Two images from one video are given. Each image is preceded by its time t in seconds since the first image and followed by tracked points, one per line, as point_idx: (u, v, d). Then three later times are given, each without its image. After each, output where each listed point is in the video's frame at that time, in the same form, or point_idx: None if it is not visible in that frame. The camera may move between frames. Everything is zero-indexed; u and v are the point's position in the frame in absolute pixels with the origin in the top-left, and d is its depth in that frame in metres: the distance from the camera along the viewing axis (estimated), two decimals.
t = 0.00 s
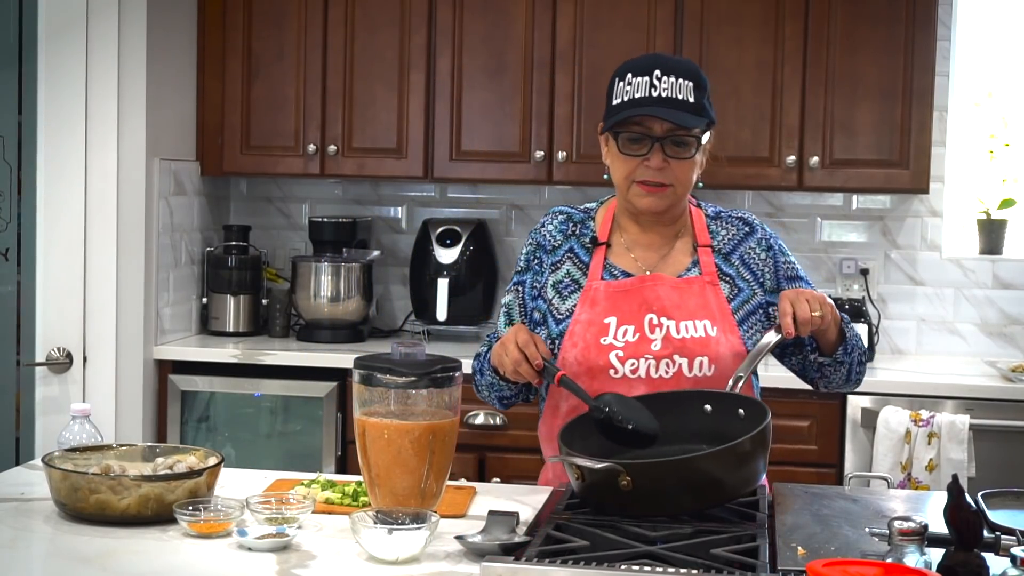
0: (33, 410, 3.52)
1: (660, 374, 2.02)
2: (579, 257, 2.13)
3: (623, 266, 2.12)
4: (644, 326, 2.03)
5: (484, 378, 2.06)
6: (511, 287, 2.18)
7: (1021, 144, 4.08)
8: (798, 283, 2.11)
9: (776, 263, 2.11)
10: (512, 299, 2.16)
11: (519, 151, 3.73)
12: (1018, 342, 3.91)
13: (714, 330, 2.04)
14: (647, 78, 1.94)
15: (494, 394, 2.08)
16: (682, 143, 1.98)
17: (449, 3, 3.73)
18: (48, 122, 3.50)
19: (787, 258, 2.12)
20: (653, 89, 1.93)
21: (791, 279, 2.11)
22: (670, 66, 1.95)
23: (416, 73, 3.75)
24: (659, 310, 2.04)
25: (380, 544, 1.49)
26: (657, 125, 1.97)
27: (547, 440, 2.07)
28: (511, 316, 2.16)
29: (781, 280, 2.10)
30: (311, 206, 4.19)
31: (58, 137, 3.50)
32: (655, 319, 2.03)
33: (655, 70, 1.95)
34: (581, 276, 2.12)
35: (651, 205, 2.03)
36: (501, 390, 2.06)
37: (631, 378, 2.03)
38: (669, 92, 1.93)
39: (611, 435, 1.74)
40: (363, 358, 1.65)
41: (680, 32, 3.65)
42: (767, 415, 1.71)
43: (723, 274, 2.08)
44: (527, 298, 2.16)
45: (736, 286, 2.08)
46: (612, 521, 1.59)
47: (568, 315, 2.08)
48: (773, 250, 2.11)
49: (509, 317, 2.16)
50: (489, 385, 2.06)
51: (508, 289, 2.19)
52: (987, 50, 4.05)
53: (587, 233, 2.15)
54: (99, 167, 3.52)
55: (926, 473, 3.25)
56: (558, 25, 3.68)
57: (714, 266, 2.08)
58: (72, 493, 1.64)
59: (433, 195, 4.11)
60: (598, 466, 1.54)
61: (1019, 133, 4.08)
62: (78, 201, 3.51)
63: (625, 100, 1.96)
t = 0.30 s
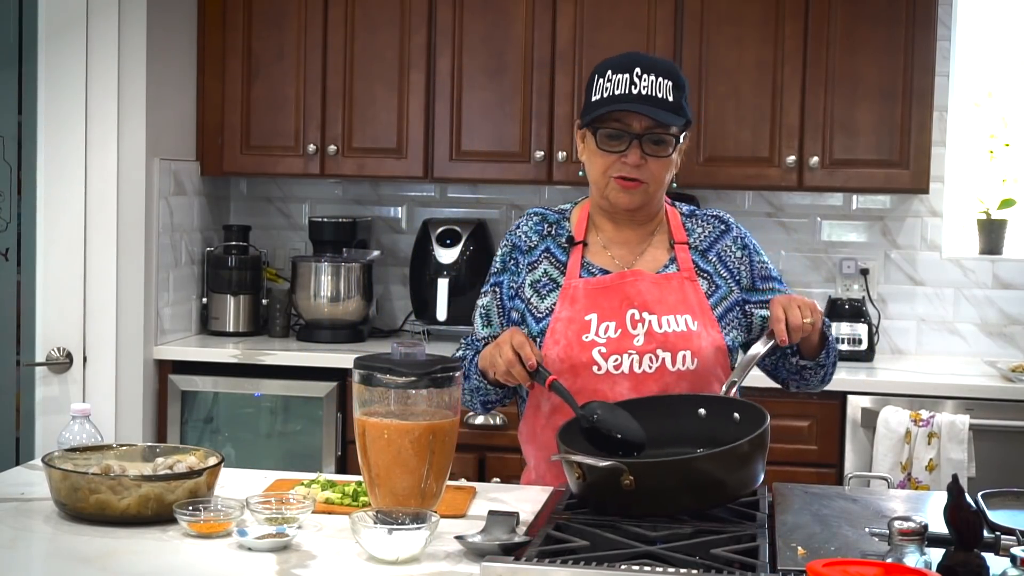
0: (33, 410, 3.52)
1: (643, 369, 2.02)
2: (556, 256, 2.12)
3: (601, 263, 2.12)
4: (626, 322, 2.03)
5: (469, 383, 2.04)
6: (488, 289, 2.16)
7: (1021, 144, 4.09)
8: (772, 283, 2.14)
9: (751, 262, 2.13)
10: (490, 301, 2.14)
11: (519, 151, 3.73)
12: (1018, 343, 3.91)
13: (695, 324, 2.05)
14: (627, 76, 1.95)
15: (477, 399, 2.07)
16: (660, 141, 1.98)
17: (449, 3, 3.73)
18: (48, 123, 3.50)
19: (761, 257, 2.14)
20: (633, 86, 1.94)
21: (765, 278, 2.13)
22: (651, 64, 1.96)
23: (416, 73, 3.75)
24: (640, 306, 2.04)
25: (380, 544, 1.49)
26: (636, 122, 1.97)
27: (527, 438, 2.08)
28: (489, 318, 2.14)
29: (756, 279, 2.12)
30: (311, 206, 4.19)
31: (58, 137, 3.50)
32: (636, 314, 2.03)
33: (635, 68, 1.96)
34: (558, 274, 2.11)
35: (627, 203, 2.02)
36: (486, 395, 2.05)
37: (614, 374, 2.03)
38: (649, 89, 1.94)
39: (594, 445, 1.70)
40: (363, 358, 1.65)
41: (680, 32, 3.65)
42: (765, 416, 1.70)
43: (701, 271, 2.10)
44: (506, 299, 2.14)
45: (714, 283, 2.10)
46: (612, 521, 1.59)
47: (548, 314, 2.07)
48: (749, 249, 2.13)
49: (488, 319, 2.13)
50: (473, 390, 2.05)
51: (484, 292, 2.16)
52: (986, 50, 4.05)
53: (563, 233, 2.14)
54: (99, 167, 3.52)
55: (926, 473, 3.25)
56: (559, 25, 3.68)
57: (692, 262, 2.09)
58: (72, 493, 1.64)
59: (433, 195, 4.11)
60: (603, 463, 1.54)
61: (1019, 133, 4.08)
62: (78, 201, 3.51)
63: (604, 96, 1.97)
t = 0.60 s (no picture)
0: (33, 410, 3.52)
1: (651, 373, 2.02)
2: (557, 255, 2.12)
3: (605, 265, 2.12)
4: (633, 326, 2.04)
5: (478, 373, 2.01)
6: (491, 280, 2.11)
7: (1021, 144, 4.08)
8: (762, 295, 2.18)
9: (748, 271, 2.16)
10: (494, 293, 2.10)
11: (519, 151, 3.73)
12: (1018, 343, 3.91)
13: (701, 328, 2.06)
14: (641, 77, 1.95)
15: (481, 392, 2.01)
16: (674, 144, 1.99)
17: (449, 3, 3.73)
18: (49, 123, 3.50)
19: (756, 268, 2.18)
20: (648, 88, 1.95)
21: (757, 289, 2.17)
22: (664, 66, 1.96)
23: (416, 73, 3.75)
24: (648, 310, 2.04)
25: (380, 544, 1.49)
26: (650, 124, 1.98)
27: (528, 440, 2.08)
28: (492, 311, 2.11)
29: (751, 288, 2.16)
30: (311, 206, 4.19)
31: (58, 137, 3.50)
32: (644, 319, 2.04)
33: (648, 70, 1.96)
34: (561, 274, 2.10)
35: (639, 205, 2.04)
36: (494, 388, 2.00)
37: (621, 379, 2.03)
38: (663, 92, 1.95)
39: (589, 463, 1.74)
40: (363, 358, 1.65)
41: (680, 32, 3.65)
42: (770, 438, 1.72)
43: (703, 274, 2.12)
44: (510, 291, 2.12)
45: (715, 287, 2.12)
46: (612, 521, 1.58)
47: (552, 316, 2.07)
48: (745, 257, 2.17)
49: (492, 312, 2.10)
50: (481, 381, 2.01)
51: (484, 283, 2.12)
52: (986, 50, 4.05)
53: (564, 232, 2.13)
54: (99, 167, 3.51)
55: (926, 473, 3.25)
56: (559, 25, 3.68)
57: (694, 265, 2.11)
58: (72, 493, 1.64)
59: (434, 195, 4.11)
60: (609, 454, 1.55)
61: (1019, 133, 4.08)
62: (77, 201, 3.51)
63: (617, 97, 1.97)
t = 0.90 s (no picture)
0: (33, 410, 3.52)
1: (673, 384, 2.02)
2: (588, 251, 2.08)
3: (635, 267, 2.09)
4: (659, 334, 2.03)
5: (511, 367, 1.90)
6: (525, 267, 2.05)
7: (1021, 144, 4.08)
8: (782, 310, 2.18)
9: (770, 285, 2.16)
10: (529, 280, 2.05)
11: (519, 151, 3.73)
12: (1018, 343, 3.91)
13: (725, 341, 2.05)
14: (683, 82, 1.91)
15: (511, 381, 1.92)
16: (716, 151, 1.95)
17: (449, 3, 3.73)
18: (49, 123, 3.50)
19: (778, 284, 2.18)
20: (691, 93, 1.90)
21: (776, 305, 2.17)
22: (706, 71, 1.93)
23: (416, 73, 3.75)
24: (675, 319, 2.04)
25: (380, 544, 1.49)
26: (692, 130, 1.93)
27: (541, 437, 2.05)
28: (526, 299, 2.05)
29: (772, 303, 2.16)
30: (311, 206, 4.18)
31: (59, 137, 3.50)
32: (671, 327, 2.03)
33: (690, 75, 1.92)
34: (591, 272, 2.07)
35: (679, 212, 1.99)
36: (525, 381, 1.90)
37: (642, 387, 2.02)
38: (706, 98, 1.91)
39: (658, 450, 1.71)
40: (363, 358, 1.65)
41: (680, 32, 3.65)
42: (771, 444, 1.73)
43: (729, 285, 2.10)
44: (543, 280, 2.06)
45: (740, 299, 2.11)
46: (612, 522, 1.58)
47: (579, 314, 2.04)
48: (770, 272, 2.17)
49: (526, 300, 2.05)
50: (512, 373, 1.91)
51: (518, 268, 2.05)
52: (986, 50, 4.05)
53: (596, 227, 2.09)
54: (99, 167, 3.51)
55: (926, 473, 3.25)
56: (559, 25, 3.68)
57: (722, 275, 2.10)
58: (72, 493, 1.64)
59: (434, 195, 4.11)
60: (612, 451, 1.56)
61: (1019, 133, 4.08)
62: (78, 201, 3.51)
63: (659, 102, 1.93)
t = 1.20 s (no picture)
0: (33, 410, 3.52)
1: (685, 387, 2.01)
2: (607, 252, 2.08)
3: (656, 270, 2.08)
4: (673, 337, 2.02)
5: (464, 325, 1.91)
6: (528, 260, 2.07)
7: (1021, 144, 4.08)
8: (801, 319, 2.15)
9: (792, 292, 2.13)
10: (526, 273, 2.06)
11: (519, 151, 3.73)
12: (1018, 342, 3.91)
13: (741, 347, 2.03)
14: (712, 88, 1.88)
15: (468, 345, 1.92)
16: (740, 160, 1.92)
17: (449, 3, 3.73)
18: (49, 123, 3.50)
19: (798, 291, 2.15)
20: (719, 99, 1.87)
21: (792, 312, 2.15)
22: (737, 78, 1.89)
23: (416, 73, 3.75)
24: (691, 323, 2.02)
25: (380, 544, 1.49)
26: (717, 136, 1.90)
27: (553, 434, 2.05)
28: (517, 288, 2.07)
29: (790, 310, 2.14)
30: (311, 206, 4.18)
31: (58, 137, 3.50)
32: (686, 331, 2.02)
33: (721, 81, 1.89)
34: (609, 273, 2.07)
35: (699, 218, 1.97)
36: (479, 341, 1.90)
37: (654, 389, 2.01)
38: (734, 105, 1.88)
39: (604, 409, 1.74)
40: (363, 358, 1.65)
41: (680, 32, 3.65)
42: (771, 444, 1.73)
43: (752, 291, 2.07)
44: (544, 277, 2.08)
45: (762, 305, 2.08)
46: (612, 522, 1.58)
47: (595, 313, 2.05)
48: (793, 278, 2.14)
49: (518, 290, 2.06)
50: (467, 335, 1.91)
51: (519, 261, 2.08)
52: (986, 50, 4.05)
53: (617, 228, 2.10)
54: (99, 167, 3.51)
55: (926, 473, 3.25)
56: (559, 25, 3.68)
57: (745, 281, 2.07)
58: (72, 493, 1.64)
59: (434, 196, 4.11)
60: (612, 452, 1.56)
61: (1019, 133, 4.08)
62: (78, 202, 3.51)
63: (687, 106, 1.90)
